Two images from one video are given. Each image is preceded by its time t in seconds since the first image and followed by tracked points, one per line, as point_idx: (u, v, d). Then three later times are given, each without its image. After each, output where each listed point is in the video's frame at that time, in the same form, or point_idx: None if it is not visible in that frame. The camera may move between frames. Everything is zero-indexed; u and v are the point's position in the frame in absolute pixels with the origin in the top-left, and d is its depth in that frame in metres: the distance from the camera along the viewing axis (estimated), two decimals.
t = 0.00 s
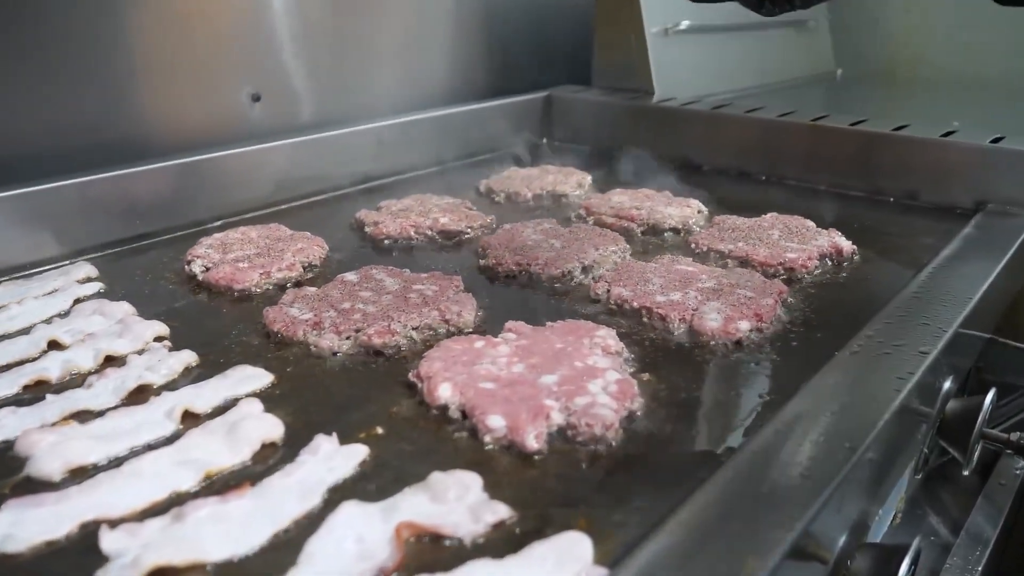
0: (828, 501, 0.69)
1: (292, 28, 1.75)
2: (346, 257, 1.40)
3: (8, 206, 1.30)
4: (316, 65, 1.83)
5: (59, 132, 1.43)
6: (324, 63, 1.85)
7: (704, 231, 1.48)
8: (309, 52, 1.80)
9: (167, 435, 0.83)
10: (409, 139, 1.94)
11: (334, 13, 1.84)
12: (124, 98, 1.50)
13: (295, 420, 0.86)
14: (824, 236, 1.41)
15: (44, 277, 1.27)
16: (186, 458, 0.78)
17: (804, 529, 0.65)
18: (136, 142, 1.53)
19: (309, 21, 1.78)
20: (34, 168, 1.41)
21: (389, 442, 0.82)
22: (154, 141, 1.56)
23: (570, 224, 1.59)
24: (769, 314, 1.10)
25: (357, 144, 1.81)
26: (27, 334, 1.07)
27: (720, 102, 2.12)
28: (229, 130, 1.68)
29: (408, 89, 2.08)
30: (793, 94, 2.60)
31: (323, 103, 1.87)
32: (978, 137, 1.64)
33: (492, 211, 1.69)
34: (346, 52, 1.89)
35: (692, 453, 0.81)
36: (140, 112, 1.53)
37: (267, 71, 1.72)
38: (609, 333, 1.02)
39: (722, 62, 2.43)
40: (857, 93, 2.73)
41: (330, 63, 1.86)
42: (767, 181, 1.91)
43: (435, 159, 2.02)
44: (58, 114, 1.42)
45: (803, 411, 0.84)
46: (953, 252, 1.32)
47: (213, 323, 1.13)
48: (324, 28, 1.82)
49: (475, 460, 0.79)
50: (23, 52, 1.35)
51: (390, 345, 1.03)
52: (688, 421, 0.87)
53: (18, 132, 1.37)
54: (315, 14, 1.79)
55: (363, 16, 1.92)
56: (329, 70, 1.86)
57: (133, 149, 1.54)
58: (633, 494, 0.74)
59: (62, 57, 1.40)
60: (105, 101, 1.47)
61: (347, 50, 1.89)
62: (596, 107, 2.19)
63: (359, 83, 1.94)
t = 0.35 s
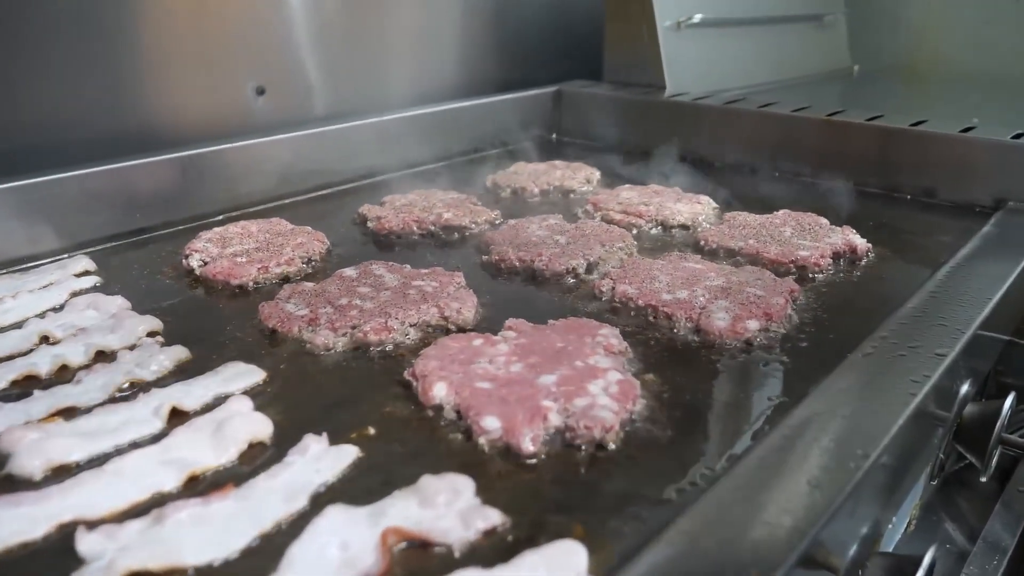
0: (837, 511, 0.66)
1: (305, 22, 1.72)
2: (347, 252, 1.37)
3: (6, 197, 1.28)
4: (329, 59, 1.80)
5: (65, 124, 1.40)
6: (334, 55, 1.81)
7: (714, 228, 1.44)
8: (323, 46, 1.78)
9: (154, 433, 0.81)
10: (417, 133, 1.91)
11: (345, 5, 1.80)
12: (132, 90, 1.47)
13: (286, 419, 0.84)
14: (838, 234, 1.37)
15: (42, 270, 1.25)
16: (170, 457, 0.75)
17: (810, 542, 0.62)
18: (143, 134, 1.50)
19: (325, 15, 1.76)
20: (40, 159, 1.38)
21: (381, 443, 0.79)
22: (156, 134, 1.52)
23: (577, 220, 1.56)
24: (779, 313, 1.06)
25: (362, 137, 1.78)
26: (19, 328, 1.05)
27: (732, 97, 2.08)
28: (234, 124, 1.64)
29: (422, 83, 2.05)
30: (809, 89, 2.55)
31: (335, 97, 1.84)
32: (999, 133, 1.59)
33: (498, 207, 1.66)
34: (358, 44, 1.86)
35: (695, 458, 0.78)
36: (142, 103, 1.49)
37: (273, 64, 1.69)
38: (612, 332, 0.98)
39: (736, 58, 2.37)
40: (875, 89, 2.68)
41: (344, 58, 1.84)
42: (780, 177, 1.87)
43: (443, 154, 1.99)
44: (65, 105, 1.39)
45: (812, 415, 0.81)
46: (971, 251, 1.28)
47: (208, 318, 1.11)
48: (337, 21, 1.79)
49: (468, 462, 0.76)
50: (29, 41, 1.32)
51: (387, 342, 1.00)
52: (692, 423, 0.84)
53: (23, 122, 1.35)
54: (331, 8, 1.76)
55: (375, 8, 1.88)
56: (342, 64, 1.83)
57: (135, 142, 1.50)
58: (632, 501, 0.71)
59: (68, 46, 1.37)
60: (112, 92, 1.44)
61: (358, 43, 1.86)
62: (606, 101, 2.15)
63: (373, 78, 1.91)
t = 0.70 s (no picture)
0: (850, 526, 0.62)
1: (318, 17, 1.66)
2: (346, 250, 1.34)
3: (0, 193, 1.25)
4: (341, 54, 1.74)
5: (66, 120, 1.34)
6: (347, 50, 1.75)
7: (723, 227, 1.40)
8: (337, 45, 1.73)
9: (139, 436, 0.78)
10: (423, 130, 1.87)
11: None
12: (135, 86, 1.41)
13: (276, 421, 0.81)
14: (851, 234, 1.33)
15: (36, 267, 1.23)
16: (154, 461, 0.72)
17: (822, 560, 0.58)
18: (146, 131, 1.45)
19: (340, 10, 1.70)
20: (38, 157, 1.32)
21: (372, 447, 0.76)
22: (158, 131, 1.47)
23: (582, 218, 1.52)
24: (791, 316, 1.02)
25: (367, 134, 1.75)
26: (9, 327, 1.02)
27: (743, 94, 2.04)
28: (240, 121, 1.58)
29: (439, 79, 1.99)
30: (821, 87, 2.51)
31: (347, 94, 1.79)
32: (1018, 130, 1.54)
33: (502, 204, 1.63)
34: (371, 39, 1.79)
35: (700, 467, 0.74)
36: (145, 100, 1.43)
37: (281, 59, 1.62)
38: (616, 334, 0.95)
39: (747, 54, 2.33)
40: (889, 87, 2.63)
41: (358, 55, 1.78)
42: (792, 176, 1.83)
43: (449, 151, 1.95)
44: (65, 101, 1.33)
45: (824, 423, 0.77)
46: (989, 252, 1.23)
47: (202, 316, 1.08)
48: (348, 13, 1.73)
49: (462, 469, 0.73)
50: (28, 34, 1.26)
51: (383, 343, 0.97)
52: (697, 430, 0.80)
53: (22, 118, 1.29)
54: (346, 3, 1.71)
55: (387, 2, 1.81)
56: (355, 62, 1.77)
57: (137, 139, 1.44)
58: (633, 512, 0.68)
59: (70, 41, 1.31)
60: (115, 88, 1.38)
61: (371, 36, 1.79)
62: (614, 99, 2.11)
63: (388, 75, 1.86)
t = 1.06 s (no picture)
0: (875, 542, 0.59)
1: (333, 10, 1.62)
2: (355, 247, 1.32)
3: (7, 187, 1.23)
4: (358, 48, 1.70)
5: (74, 114, 1.32)
6: (365, 44, 1.71)
7: (741, 227, 1.37)
8: (355, 42, 1.69)
9: (138, 435, 0.76)
10: (436, 127, 1.84)
11: None
12: (144, 81, 1.39)
13: (279, 422, 0.79)
14: (873, 235, 1.29)
15: (42, 262, 1.21)
16: (152, 462, 0.70)
17: None
18: (156, 126, 1.43)
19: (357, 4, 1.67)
20: (46, 151, 1.31)
21: (377, 451, 0.74)
22: (169, 127, 1.45)
23: (596, 217, 1.49)
24: (811, 319, 0.99)
25: (379, 131, 1.72)
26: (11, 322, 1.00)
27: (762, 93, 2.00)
28: (251, 118, 1.56)
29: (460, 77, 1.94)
30: (841, 87, 2.46)
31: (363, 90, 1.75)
32: None
33: (514, 203, 1.60)
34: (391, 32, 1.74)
35: (717, 475, 0.71)
36: (154, 95, 1.41)
37: (295, 56, 1.60)
38: (631, 335, 0.92)
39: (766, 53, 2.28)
40: (911, 87, 2.58)
41: (377, 53, 1.74)
42: (811, 176, 1.79)
43: (461, 150, 1.92)
44: (74, 94, 1.32)
45: (847, 431, 0.74)
46: (1018, 256, 1.19)
47: (207, 314, 1.06)
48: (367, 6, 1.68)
49: (470, 474, 0.70)
50: (35, 26, 1.25)
51: (391, 343, 0.94)
52: (715, 437, 0.77)
53: (29, 111, 1.28)
54: None
55: None
56: (373, 57, 1.73)
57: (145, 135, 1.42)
58: (646, 522, 0.65)
59: (78, 34, 1.30)
60: (124, 83, 1.37)
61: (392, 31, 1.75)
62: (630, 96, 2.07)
63: (406, 73, 1.81)
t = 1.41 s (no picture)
0: (886, 552, 0.56)
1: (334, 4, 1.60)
2: (350, 244, 1.29)
3: None
4: (359, 42, 1.67)
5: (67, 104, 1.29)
6: (366, 39, 1.68)
7: (745, 225, 1.34)
8: (358, 37, 1.66)
9: (119, 436, 0.73)
10: (435, 123, 1.81)
11: None
12: (139, 72, 1.35)
13: (265, 422, 0.76)
14: (879, 234, 1.26)
15: (29, 257, 1.18)
16: (132, 464, 0.67)
17: None
18: (150, 120, 1.39)
19: None
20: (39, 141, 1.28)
21: (366, 453, 0.71)
22: (163, 120, 1.41)
23: (597, 215, 1.46)
24: (818, 319, 0.96)
25: (376, 127, 1.69)
26: None
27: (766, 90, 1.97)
28: (248, 113, 1.53)
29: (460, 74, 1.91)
30: (845, 85, 2.43)
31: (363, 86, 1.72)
32: None
33: (513, 200, 1.57)
34: (392, 28, 1.72)
35: (720, 480, 0.68)
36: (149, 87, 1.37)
37: (294, 50, 1.56)
38: (632, 335, 0.89)
39: (770, 50, 2.25)
40: (916, 86, 2.54)
41: (380, 48, 1.72)
42: (816, 175, 1.76)
43: (461, 146, 1.89)
44: (68, 84, 1.28)
45: (855, 436, 0.71)
46: None
47: (197, 311, 1.03)
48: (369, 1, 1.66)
49: (462, 477, 0.67)
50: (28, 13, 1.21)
51: (384, 341, 0.92)
52: (717, 440, 0.74)
53: (21, 100, 1.23)
54: None
55: None
56: (374, 52, 1.70)
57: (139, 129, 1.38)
58: (645, 529, 0.62)
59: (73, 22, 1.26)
60: (118, 74, 1.33)
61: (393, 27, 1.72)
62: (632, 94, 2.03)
63: (408, 69, 1.78)
